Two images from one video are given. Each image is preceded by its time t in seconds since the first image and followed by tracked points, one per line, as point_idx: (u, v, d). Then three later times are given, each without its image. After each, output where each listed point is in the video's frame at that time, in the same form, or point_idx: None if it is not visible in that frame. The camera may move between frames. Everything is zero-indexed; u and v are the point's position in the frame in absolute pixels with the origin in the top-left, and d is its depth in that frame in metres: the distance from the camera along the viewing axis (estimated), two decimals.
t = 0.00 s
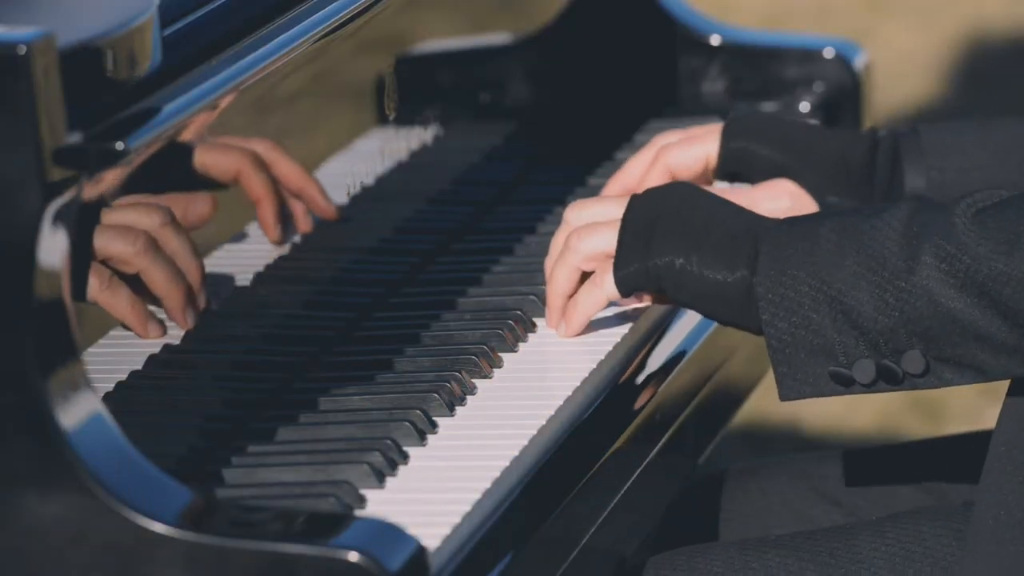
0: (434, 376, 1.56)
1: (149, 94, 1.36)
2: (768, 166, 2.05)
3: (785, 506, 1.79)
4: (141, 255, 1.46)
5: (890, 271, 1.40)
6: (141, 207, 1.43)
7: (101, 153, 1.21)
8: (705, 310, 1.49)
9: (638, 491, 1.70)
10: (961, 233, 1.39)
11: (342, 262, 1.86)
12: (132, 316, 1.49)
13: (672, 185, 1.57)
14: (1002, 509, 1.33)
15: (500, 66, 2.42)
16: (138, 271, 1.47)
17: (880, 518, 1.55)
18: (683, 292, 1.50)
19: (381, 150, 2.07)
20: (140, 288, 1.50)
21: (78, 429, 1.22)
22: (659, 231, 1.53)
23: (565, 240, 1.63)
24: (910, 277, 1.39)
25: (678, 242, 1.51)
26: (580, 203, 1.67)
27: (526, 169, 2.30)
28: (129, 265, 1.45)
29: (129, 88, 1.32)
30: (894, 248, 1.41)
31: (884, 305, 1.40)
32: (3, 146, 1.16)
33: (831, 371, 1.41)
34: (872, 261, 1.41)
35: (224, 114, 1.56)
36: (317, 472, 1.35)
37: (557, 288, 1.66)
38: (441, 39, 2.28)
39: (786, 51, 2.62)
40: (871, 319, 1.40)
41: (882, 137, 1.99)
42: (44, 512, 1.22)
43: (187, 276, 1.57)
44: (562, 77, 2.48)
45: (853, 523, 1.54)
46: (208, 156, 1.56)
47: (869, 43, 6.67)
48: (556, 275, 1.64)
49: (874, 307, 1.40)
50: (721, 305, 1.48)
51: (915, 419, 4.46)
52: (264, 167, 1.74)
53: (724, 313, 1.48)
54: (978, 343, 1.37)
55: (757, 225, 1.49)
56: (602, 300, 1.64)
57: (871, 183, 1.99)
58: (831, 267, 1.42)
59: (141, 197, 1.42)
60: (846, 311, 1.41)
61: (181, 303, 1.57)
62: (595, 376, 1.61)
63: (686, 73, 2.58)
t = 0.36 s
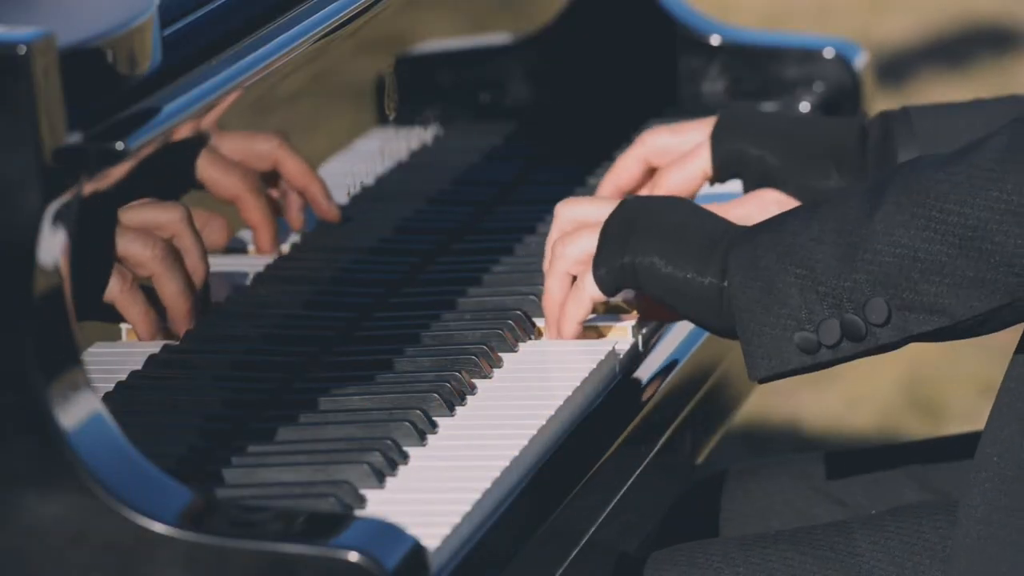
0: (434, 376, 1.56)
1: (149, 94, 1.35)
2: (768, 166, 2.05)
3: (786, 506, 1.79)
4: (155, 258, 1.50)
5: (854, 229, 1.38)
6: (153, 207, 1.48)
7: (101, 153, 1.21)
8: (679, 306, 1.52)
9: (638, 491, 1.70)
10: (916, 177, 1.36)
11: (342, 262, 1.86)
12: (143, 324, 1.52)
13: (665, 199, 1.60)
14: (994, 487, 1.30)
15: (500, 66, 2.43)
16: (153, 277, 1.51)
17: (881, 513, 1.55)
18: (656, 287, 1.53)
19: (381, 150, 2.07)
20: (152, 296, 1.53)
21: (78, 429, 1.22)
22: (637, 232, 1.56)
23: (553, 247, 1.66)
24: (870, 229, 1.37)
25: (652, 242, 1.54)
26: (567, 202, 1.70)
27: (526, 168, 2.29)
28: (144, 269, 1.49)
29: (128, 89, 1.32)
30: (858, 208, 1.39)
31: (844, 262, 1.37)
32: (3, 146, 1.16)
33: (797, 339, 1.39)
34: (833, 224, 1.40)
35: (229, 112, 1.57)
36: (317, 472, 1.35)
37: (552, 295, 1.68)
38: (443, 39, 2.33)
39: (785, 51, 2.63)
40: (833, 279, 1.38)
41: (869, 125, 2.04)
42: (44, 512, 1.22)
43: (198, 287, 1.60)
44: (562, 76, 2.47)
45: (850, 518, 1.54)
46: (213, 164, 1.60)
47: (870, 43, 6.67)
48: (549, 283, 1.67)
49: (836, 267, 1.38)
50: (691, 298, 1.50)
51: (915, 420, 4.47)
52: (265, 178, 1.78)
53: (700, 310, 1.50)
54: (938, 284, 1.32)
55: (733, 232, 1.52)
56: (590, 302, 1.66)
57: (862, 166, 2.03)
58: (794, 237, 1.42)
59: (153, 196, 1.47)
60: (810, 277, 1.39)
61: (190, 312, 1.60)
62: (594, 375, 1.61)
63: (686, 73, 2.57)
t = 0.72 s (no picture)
0: (434, 376, 1.56)
1: (149, 92, 1.36)
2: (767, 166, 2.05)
3: (788, 505, 1.78)
4: (147, 262, 1.50)
5: (880, 232, 1.42)
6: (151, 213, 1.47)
7: (101, 153, 1.21)
8: (700, 311, 1.56)
9: (638, 490, 1.70)
10: (944, 181, 1.40)
11: (342, 263, 1.86)
12: (134, 327, 1.54)
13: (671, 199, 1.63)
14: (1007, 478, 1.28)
15: (499, 67, 2.44)
16: (142, 278, 1.52)
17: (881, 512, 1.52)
18: (672, 293, 1.57)
19: (381, 150, 2.07)
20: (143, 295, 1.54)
21: (78, 429, 1.22)
22: (652, 237, 1.59)
23: (564, 249, 1.68)
24: (897, 232, 1.40)
25: (669, 248, 1.57)
26: (578, 206, 1.72)
27: (526, 167, 2.29)
28: (134, 272, 1.49)
29: (128, 88, 1.32)
30: (885, 212, 1.43)
31: (872, 264, 1.41)
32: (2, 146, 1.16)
33: (826, 342, 1.42)
34: (860, 227, 1.44)
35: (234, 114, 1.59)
36: (316, 472, 1.35)
37: (561, 299, 1.70)
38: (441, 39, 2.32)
39: (785, 51, 2.63)
40: (861, 281, 1.41)
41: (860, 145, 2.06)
42: (45, 512, 1.22)
43: (186, 287, 1.61)
44: (562, 77, 2.48)
45: (853, 517, 1.52)
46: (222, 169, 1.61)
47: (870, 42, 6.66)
48: (557, 285, 1.69)
49: (864, 269, 1.41)
50: (712, 303, 1.54)
51: (915, 421, 4.46)
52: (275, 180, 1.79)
53: (722, 315, 1.54)
54: (969, 284, 1.35)
55: (748, 234, 1.56)
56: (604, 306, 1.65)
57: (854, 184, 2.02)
58: (820, 239, 1.46)
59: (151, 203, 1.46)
60: (837, 280, 1.43)
61: (180, 312, 1.61)
62: (595, 375, 1.61)
63: (686, 73, 2.58)
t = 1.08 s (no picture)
0: (434, 376, 1.56)
1: (149, 92, 1.35)
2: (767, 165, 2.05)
3: (788, 505, 1.78)
4: (142, 262, 1.51)
5: (889, 232, 1.42)
6: (147, 216, 1.48)
7: (100, 155, 1.21)
8: (707, 309, 1.55)
9: (637, 490, 1.70)
10: (954, 183, 1.40)
11: (342, 263, 1.86)
12: (130, 328, 1.55)
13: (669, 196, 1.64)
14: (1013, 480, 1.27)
15: (500, 66, 2.44)
16: (138, 279, 1.53)
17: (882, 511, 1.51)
18: (680, 293, 1.56)
19: (382, 150, 2.08)
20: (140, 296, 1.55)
21: (79, 429, 1.22)
22: (659, 237, 1.59)
23: (570, 251, 1.69)
24: (905, 232, 1.40)
25: (675, 247, 1.57)
26: (585, 206, 1.73)
27: (526, 167, 2.29)
28: (130, 273, 1.50)
29: (128, 88, 1.31)
30: (893, 212, 1.43)
31: (880, 264, 1.41)
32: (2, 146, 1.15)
33: (834, 342, 1.43)
34: (868, 226, 1.44)
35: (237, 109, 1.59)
36: (317, 472, 1.35)
37: (565, 299, 1.70)
38: (440, 38, 2.33)
39: (786, 51, 2.62)
40: (869, 281, 1.41)
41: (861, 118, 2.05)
42: (44, 512, 1.22)
43: (183, 287, 1.62)
44: (561, 76, 2.48)
45: (853, 517, 1.51)
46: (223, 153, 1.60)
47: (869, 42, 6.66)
48: (562, 286, 1.69)
49: (871, 268, 1.41)
50: (718, 302, 1.54)
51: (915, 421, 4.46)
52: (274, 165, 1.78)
53: (729, 315, 1.54)
54: (977, 285, 1.36)
55: (756, 232, 1.55)
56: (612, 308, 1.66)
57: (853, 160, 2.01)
58: (827, 238, 1.46)
59: (147, 206, 1.47)
60: (845, 279, 1.43)
61: (177, 311, 1.62)
62: (594, 375, 1.61)
63: (685, 73, 2.57)
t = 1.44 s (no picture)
0: (434, 376, 1.56)
1: (149, 92, 1.35)
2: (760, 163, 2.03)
3: (788, 505, 1.78)
4: (145, 262, 1.51)
5: (878, 236, 1.41)
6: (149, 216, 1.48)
7: (101, 155, 1.21)
8: (700, 305, 1.54)
9: (636, 490, 1.70)
10: (941, 188, 1.39)
11: (342, 263, 1.86)
12: (132, 327, 1.54)
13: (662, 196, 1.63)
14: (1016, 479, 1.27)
15: (499, 66, 2.43)
16: (141, 279, 1.52)
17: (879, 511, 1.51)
18: (676, 290, 1.56)
19: (381, 150, 2.08)
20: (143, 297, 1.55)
21: (79, 429, 1.22)
22: (651, 236, 1.58)
23: (565, 250, 1.68)
24: (895, 236, 1.40)
25: (670, 245, 1.56)
26: (583, 206, 1.72)
27: (526, 167, 2.29)
28: (133, 272, 1.50)
29: (128, 89, 1.31)
30: (883, 216, 1.42)
31: (869, 267, 1.40)
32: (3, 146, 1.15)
33: (823, 344, 1.42)
34: (860, 228, 1.43)
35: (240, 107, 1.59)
36: (317, 472, 1.35)
37: (563, 298, 1.70)
38: (440, 38, 2.32)
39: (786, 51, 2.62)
40: (858, 283, 1.41)
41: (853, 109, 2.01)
42: (44, 512, 1.22)
43: (185, 287, 1.62)
44: (561, 76, 2.48)
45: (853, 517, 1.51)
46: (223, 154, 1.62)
47: (869, 42, 6.66)
48: (559, 285, 1.69)
49: (860, 271, 1.41)
50: (712, 299, 1.53)
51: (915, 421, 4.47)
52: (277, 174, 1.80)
53: (722, 312, 1.53)
54: (965, 291, 1.35)
55: (749, 230, 1.54)
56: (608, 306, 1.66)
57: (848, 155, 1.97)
58: (818, 239, 1.45)
59: (149, 205, 1.46)
60: (835, 281, 1.42)
61: (177, 311, 1.61)
62: (594, 375, 1.61)
63: (685, 72, 2.57)
